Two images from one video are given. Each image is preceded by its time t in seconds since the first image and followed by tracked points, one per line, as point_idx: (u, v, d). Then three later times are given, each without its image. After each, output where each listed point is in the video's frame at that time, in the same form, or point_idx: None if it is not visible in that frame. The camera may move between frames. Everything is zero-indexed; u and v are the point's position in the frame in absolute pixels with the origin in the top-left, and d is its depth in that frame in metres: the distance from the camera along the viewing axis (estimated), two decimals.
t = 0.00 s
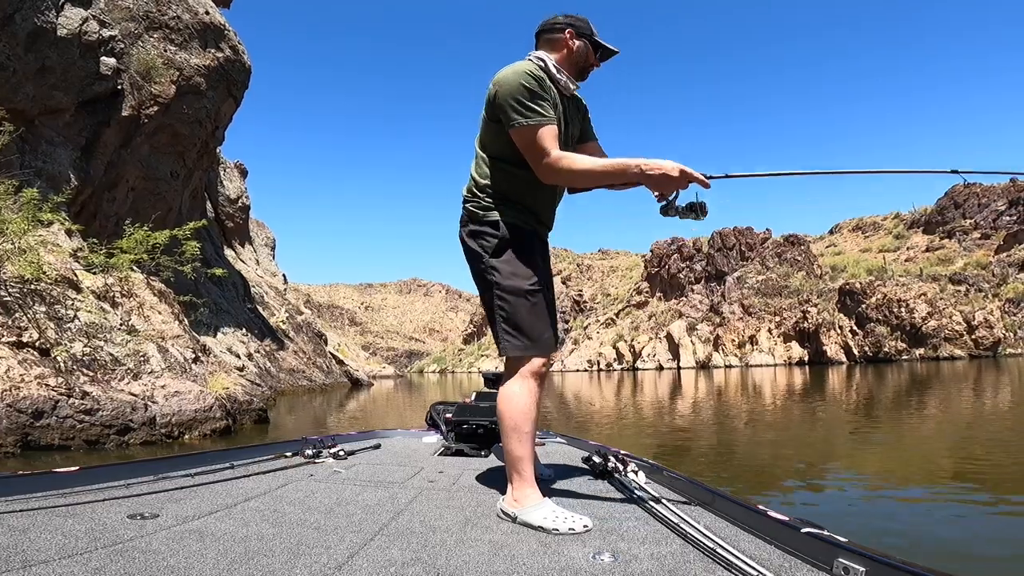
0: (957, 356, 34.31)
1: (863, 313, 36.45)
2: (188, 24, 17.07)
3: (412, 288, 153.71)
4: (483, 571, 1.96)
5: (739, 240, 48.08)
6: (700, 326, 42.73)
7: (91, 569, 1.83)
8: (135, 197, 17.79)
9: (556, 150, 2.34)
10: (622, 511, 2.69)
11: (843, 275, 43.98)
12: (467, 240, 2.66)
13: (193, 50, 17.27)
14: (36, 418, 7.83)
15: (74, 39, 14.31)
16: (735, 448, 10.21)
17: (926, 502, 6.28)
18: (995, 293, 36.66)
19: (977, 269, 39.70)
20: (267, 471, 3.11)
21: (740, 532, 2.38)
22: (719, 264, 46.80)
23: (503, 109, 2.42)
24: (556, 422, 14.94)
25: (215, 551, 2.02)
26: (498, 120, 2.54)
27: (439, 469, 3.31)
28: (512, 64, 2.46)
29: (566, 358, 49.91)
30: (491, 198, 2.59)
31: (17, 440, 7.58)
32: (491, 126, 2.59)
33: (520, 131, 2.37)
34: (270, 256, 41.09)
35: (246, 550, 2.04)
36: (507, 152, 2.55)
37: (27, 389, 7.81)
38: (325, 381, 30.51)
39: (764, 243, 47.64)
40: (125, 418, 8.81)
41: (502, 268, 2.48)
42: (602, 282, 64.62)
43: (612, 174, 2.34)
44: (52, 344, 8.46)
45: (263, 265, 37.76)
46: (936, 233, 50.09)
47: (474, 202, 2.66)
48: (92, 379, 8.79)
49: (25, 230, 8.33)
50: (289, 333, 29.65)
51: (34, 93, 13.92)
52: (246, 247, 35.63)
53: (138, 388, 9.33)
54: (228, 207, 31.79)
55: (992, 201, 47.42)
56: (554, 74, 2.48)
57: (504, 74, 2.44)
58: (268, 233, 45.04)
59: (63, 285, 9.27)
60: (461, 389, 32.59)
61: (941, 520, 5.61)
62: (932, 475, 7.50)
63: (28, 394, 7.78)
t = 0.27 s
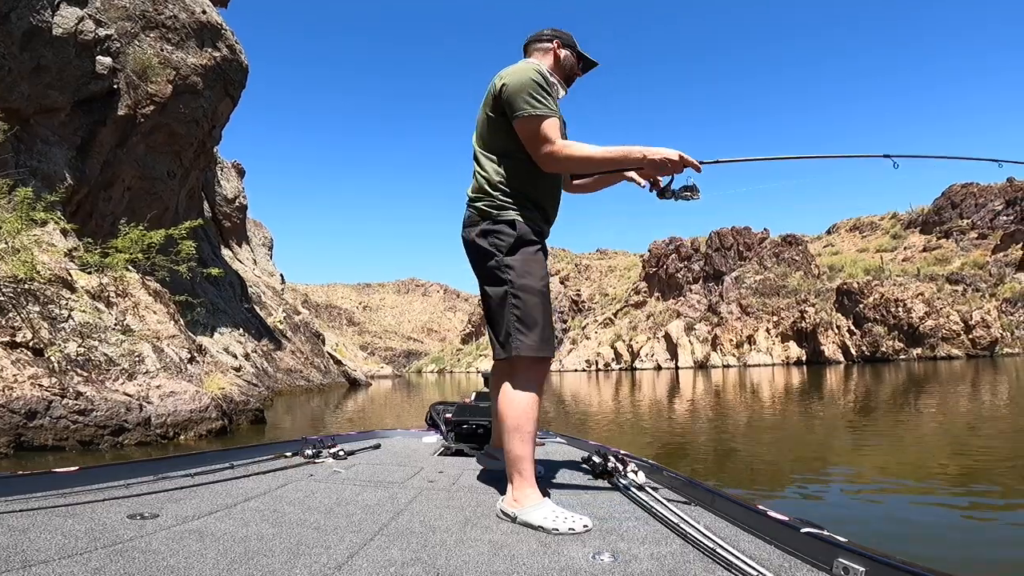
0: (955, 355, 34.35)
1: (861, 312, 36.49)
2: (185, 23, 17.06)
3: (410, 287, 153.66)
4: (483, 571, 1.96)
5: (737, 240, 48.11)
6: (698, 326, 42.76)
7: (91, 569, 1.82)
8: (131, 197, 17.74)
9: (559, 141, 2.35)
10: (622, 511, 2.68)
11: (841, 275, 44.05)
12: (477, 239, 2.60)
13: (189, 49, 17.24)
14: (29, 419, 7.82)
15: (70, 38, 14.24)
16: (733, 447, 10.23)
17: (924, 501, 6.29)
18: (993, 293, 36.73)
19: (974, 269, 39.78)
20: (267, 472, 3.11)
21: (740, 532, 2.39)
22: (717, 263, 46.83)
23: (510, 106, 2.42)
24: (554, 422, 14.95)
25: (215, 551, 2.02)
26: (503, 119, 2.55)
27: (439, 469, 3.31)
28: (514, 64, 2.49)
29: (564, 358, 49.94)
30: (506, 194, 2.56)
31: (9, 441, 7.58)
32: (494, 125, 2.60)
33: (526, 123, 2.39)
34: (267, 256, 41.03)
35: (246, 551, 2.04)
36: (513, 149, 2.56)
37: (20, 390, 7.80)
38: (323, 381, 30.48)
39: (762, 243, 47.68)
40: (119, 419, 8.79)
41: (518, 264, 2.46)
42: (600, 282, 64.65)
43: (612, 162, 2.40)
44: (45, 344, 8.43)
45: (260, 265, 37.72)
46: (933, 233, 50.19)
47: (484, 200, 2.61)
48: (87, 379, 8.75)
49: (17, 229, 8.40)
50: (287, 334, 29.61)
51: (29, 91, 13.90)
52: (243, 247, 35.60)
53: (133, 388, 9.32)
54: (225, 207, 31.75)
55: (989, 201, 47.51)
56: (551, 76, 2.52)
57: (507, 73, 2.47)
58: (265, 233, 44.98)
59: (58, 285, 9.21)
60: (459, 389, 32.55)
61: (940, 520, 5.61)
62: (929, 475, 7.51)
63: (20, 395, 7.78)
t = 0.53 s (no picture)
0: (952, 355, 34.40)
1: (859, 312, 36.51)
2: (182, 24, 17.03)
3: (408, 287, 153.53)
4: (483, 571, 1.96)
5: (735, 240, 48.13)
6: (696, 326, 42.81)
7: (91, 569, 1.82)
8: (127, 197, 17.80)
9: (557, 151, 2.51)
10: (622, 510, 2.70)
11: (838, 274, 44.11)
12: (485, 250, 2.61)
13: (185, 49, 17.21)
14: (23, 420, 7.82)
15: (66, 38, 14.15)
16: (731, 447, 10.25)
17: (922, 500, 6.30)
18: (990, 292, 36.79)
19: (971, 268, 39.85)
20: (267, 472, 3.11)
21: (740, 532, 2.39)
22: (715, 263, 46.86)
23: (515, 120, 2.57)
24: (552, 422, 14.97)
25: (215, 552, 2.02)
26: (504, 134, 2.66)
27: (439, 468, 3.31)
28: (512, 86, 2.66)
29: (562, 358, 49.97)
30: (516, 204, 2.63)
31: (4, 443, 7.59)
32: (494, 141, 2.69)
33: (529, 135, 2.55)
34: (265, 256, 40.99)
35: (246, 550, 2.04)
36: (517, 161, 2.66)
37: (13, 390, 7.78)
38: (320, 382, 30.47)
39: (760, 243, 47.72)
40: (113, 419, 8.78)
41: (530, 269, 2.52)
42: (598, 282, 64.68)
43: (610, 168, 2.55)
44: (39, 345, 8.37)
45: (257, 265, 37.68)
46: (930, 232, 50.27)
47: (492, 211, 2.64)
48: (81, 380, 8.75)
49: (12, 229, 8.12)
50: (284, 334, 29.58)
51: (24, 91, 13.88)
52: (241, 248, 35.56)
53: (127, 389, 9.33)
54: (222, 207, 31.73)
55: (986, 201, 47.60)
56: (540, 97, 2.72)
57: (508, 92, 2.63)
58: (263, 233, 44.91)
59: (51, 285, 8.98)
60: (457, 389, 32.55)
61: (937, 518, 5.62)
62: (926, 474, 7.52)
63: (14, 395, 7.76)
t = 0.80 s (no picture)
0: (948, 355, 34.48)
1: (855, 312, 36.58)
2: (179, 22, 17.03)
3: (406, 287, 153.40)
4: (483, 571, 1.96)
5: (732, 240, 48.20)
6: (693, 326, 42.90)
7: (92, 569, 1.82)
8: (123, 196, 17.77)
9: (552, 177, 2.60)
10: (620, 510, 2.72)
11: (835, 275, 44.23)
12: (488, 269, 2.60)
13: (182, 48, 17.17)
14: (15, 420, 7.81)
15: (62, 37, 14.07)
16: (727, 446, 10.28)
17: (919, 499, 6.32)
18: (986, 292, 36.90)
19: (967, 269, 39.98)
20: (267, 472, 3.10)
21: (740, 532, 2.40)
22: (713, 263, 46.90)
23: (517, 146, 2.67)
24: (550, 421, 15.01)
25: (215, 551, 2.02)
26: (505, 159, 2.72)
27: (439, 468, 3.32)
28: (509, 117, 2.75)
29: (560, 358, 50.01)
30: (519, 226, 2.67)
31: None
32: (493, 165, 2.74)
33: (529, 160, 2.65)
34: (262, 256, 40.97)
35: (246, 550, 2.04)
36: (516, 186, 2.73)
37: (6, 389, 7.77)
38: (318, 381, 30.45)
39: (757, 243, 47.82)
40: (107, 420, 8.74)
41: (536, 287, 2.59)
42: (596, 282, 64.78)
43: (598, 188, 2.59)
44: (33, 345, 8.38)
45: (255, 265, 37.66)
46: (927, 233, 50.39)
47: (494, 231, 2.65)
48: (74, 380, 8.73)
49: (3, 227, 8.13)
50: (281, 334, 29.56)
51: (19, 90, 13.83)
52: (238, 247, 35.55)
53: (121, 389, 9.27)
54: (219, 207, 31.70)
55: (982, 202, 47.73)
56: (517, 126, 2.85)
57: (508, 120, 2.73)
58: (260, 233, 44.87)
59: (45, 284, 9.11)
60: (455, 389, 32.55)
61: (934, 517, 5.64)
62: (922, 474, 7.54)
63: (7, 395, 7.74)
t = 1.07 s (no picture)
0: (946, 358, 34.52)
1: (855, 314, 36.48)
2: (180, 18, 17.02)
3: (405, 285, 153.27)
4: (482, 571, 1.97)
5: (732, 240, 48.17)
6: (692, 326, 42.96)
7: (92, 569, 1.82)
8: (122, 191, 17.74)
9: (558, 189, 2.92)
10: (620, 509, 2.73)
11: (834, 276, 44.25)
12: (502, 269, 2.84)
13: (184, 44, 17.16)
14: (9, 415, 7.79)
15: (63, 32, 13.99)
16: (725, 447, 10.29)
17: (917, 502, 6.33)
18: (985, 296, 36.92)
19: (967, 272, 40.00)
20: (267, 472, 3.11)
21: (740, 531, 2.41)
22: (712, 264, 46.89)
23: (528, 159, 3.00)
24: (547, 421, 15.01)
25: (215, 551, 2.02)
26: (514, 171, 3.03)
27: (439, 468, 3.32)
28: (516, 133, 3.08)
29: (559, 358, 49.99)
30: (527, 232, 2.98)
31: None
32: (501, 176, 3.03)
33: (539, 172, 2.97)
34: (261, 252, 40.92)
35: (246, 550, 2.05)
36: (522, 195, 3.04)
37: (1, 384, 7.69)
38: (315, 379, 30.42)
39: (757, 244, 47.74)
40: (101, 416, 8.72)
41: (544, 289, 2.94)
42: (595, 281, 64.77)
43: (595, 202, 2.88)
44: (28, 340, 8.35)
45: (253, 261, 37.61)
46: (927, 236, 50.41)
47: (506, 235, 2.92)
48: (69, 375, 8.65)
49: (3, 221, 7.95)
50: (279, 330, 29.53)
51: (19, 85, 13.78)
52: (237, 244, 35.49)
53: (116, 385, 9.20)
54: (218, 203, 31.67)
55: (982, 205, 47.74)
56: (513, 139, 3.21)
57: (518, 135, 3.06)
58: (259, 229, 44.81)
59: (43, 279, 9.16)
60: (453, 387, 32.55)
61: (931, 520, 5.65)
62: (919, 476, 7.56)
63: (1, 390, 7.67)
